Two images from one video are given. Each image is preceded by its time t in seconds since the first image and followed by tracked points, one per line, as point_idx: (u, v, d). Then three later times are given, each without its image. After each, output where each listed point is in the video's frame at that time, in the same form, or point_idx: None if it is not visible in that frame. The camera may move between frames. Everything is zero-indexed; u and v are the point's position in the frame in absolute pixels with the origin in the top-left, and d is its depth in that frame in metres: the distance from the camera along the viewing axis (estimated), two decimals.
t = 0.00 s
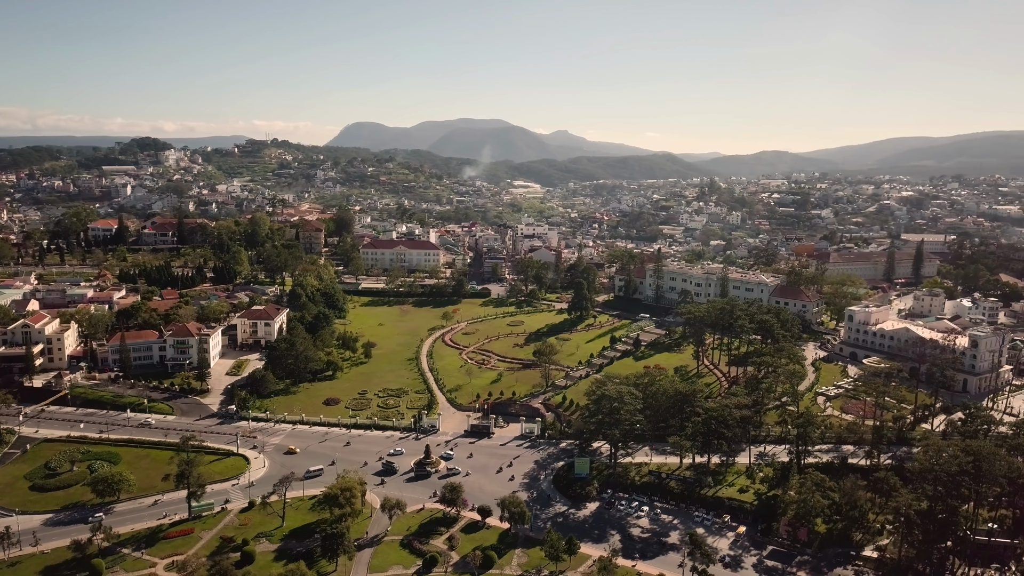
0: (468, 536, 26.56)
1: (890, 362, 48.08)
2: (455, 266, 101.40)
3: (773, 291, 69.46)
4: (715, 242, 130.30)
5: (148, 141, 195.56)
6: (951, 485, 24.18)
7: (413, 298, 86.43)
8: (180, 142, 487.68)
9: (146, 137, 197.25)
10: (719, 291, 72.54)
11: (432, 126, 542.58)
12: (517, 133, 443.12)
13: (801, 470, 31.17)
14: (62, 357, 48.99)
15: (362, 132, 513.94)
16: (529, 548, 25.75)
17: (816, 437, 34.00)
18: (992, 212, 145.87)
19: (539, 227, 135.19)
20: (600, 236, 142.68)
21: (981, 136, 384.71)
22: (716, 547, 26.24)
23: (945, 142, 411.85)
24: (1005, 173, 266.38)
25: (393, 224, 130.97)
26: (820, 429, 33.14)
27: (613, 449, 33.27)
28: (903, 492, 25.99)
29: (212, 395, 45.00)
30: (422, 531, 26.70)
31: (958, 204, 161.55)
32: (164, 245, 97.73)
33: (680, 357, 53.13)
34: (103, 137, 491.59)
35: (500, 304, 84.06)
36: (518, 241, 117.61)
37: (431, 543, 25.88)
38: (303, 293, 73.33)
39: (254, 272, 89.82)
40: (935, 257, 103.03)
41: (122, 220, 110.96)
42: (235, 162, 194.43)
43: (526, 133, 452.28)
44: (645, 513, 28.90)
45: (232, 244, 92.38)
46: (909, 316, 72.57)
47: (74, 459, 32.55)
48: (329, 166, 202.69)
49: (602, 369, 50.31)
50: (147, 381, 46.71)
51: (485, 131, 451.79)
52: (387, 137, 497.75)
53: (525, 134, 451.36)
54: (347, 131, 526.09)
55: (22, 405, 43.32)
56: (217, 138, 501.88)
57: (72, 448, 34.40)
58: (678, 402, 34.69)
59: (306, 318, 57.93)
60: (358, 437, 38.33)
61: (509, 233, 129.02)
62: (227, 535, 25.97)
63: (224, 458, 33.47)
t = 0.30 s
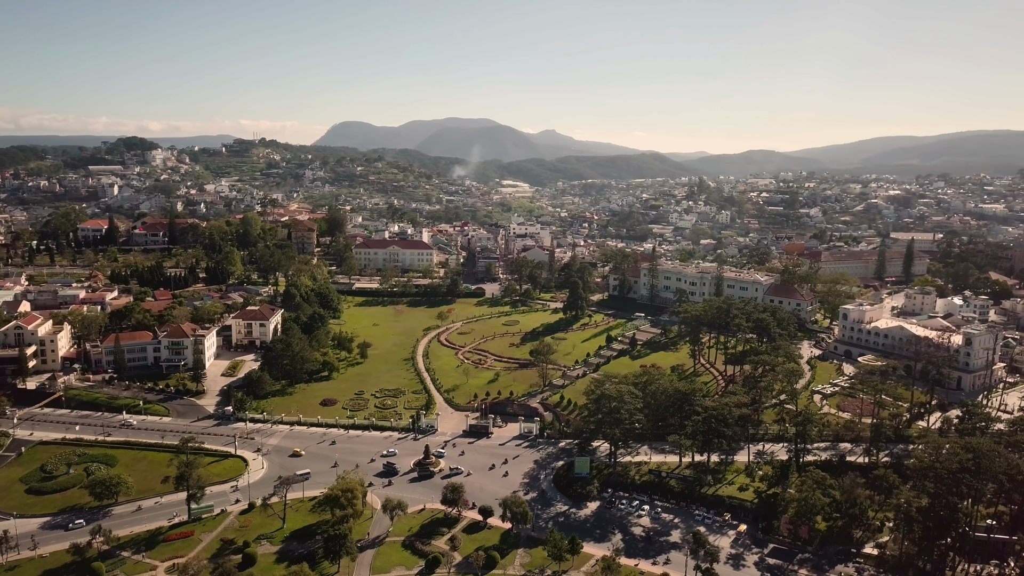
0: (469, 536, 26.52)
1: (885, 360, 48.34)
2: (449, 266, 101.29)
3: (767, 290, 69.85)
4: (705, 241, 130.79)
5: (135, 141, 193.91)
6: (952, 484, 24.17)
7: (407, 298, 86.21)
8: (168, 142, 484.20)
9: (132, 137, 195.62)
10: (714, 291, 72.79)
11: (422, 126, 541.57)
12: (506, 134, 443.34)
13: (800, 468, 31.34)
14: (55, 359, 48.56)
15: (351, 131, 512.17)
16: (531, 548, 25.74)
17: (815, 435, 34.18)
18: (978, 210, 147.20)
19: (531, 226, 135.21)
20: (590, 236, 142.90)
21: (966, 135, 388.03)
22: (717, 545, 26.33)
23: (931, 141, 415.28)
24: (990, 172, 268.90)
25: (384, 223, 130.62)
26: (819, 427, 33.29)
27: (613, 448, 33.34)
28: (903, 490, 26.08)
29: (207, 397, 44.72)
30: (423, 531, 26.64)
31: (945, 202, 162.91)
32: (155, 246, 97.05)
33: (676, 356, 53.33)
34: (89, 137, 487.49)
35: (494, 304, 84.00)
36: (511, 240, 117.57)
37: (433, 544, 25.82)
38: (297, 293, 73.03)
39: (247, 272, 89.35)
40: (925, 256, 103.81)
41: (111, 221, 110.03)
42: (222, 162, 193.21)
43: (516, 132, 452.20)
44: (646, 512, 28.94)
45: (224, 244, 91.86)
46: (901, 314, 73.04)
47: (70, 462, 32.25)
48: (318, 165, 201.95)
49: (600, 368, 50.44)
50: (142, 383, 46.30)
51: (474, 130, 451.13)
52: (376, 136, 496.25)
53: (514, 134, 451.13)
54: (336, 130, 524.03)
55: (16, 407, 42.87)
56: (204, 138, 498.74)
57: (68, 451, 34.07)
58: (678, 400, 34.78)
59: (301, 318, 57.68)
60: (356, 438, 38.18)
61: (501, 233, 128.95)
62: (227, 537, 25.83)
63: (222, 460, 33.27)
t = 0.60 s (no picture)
0: (470, 536, 26.48)
1: (880, 357, 48.65)
2: (441, 266, 101.10)
3: (761, 288, 70.30)
4: (694, 240, 131.18)
5: (120, 141, 191.91)
6: (951, 481, 24.21)
7: (401, 297, 85.97)
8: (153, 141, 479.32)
9: (118, 136, 193.70)
10: (708, 289, 73.03)
11: (411, 125, 540.04)
12: (494, 133, 443.25)
13: (798, 465, 31.51)
14: (47, 360, 48.08)
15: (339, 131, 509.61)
16: (532, 548, 25.71)
17: (812, 433, 34.35)
18: (963, 208, 148.53)
19: (521, 226, 135.13)
20: (580, 235, 142.98)
21: (950, 134, 391.52)
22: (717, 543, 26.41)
23: (916, 140, 418.41)
24: (973, 170, 271.40)
25: (375, 223, 130.16)
26: (817, 425, 33.44)
27: (612, 447, 33.39)
28: (902, 487, 26.20)
29: (202, 398, 44.40)
30: (424, 532, 26.58)
31: (930, 201, 164.34)
32: (144, 246, 96.22)
33: (671, 355, 53.55)
34: (73, 135, 482.60)
35: (488, 304, 83.91)
36: (502, 240, 117.48)
37: (434, 544, 25.76)
38: (290, 293, 72.66)
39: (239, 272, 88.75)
40: (913, 254, 104.60)
41: (99, 220, 108.92)
42: (208, 161, 191.67)
43: (503, 131, 451.61)
44: (646, 511, 28.98)
45: (215, 244, 91.18)
46: (891, 312, 73.50)
47: (66, 465, 31.94)
48: (305, 164, 200.91)
49: (596, 367, 50.54)
50: (136, 385, 45.83)
51: (462, 129, 450.12)
52: (365, 136, 494.31)
53: (502, 134, 450.68)
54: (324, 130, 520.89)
55: (8, 410, 42.38)
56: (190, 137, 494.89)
57: (62, 453, 33.74)
58: (676, 399, 34.88)
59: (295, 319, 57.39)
60: (353, 439, 38.04)
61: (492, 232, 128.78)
62: (227, 539, 25.67)
63: (219, 462, 33.04)
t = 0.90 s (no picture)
0: (472, 537, 26.43)
1: (874, 355, 48.99)
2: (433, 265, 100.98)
3: (754, 287, 70.77)
4: (684, 239, 131.72)
5: (106, 140, 190.02)
6: (950, 476, 24.16)
7: (394, 297, 85.75)
8: (139, 140, 475.37)
9: (103, 136, 191.80)
10: (702, 288, 73.35)
11: (400, 125, 538.59)
12: (482, 133, 443.27)
13: (796, 463, 31.70)
14: (39, 362, 47.65)
15: (327, 130, 507.57)
16: (534, 548, 25.71)
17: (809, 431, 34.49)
18: (949, 207, 149.96)
19: (512, 225, 135.07)
20: (569, 234, 143.25)
21: (935, 133, 395.05)
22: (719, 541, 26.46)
23: (900, 139, 422.24)
24: (957, 169, 273.72)
25: (366, 223, 129.76)
26: (815, 424, 33.59)
27: (611, 446, 33.47)
28: (902, 484, 26.26)
29: (198, 399, 44.09)
30: (425, 532, 26.53)
31: (916, 199, 165.83)
32: (134, 246, 95.45)
33: (667, 354, 53.72)
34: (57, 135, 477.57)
35: (482, 303, 83.88)
36: (494, 239, 117.41)
37: (436, 544, 25.73)
38: (284, 293, 72.31)
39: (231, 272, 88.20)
40: (902, 252, 105.49)
41: (87, 221, 107.89)
42: (194, 161, 190.35)
43: (491, 130, 451.43)
44: (646, 510, 29.05)
45: (206, 244, 90.61)
46: (882, 310, 74.01)
47: (61, 468, 31.65)
48: (292, 164, 199.87)
49: (592, 367, 50.65)
50: (130, 386, 45.43)
51: (451, 128, 449.30)
52: (354, 135, 492.29)
53: (490, 134, 450.32)
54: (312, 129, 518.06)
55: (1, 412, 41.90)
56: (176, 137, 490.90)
57: (57, 456, 33.43)
58: (675, 398, 34.96)
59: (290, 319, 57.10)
60: (350, 439, 37.92)
61: (484, 231, 128.68)
62: (227, 542, 25.51)
63: (216, 463, 32.83)
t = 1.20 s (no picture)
0: (473, 537, 26.42)
1: (869, 353, 49.26)
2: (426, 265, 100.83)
3: (747, 286, 71.18)
4: (673, 238, 132.12)
5: (91, 139, 188.11)
6: (951, 473, 24.21)
7: (387, 297, 85.51)
8: (124, 140, 471.16)
9: (89, 135, 189.87)
10: (696, 287, 73.63)
11: (388, 124, 536.96)
12: (472, 133, 442.91)
13: (794, 461, 31.86)
14: (31, 364, 47.16)
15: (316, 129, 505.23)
16: (536, 547, 25.72)
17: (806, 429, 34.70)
18: (934, 205, 151.40)
19: (503, 224, 135.01)
20: (559, 233, 143.45)
21: (919, 132, 398.80)
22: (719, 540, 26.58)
23: (886, 138, 425.76)
24: (942, 168, 276.18)
25: (357, 222, 129.31)
26: (813, 422, 33.79)
27: (610, 445, 33.51)
28: (901, 480, 26.38)
29: (193, 400, 43.83)
30: (427, 533, 26.49)
31: (902, 198, 167.32)
32: (124, 247, 94.63)
33: (663, 352, 53.88)
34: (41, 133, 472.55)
35: (475, 303, 83.86)
36: (486, 238, 117.33)
37: (437, 545, 25.69)
38: (277, 294, 71.91)
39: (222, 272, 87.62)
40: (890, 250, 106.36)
41: (74, 221, 106.79)
42: (180, 160, 188.90)
43: (479, 130, 451.05)
44: (646, 508, 29.14)
45: (197, 244, 89.97)
46: (873, 308, 74.57)
47: (57, 471, 31.38)
48: (279, 163, 198.80)
49: (588, 366, 50.77)
50: (123, 388, 45.02)
51: (440, 127, 448.40)
52: (343, 134, 490.41)
53: (478, 134, 449.80)
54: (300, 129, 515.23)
55: None
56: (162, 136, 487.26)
57: (52, 459, 33.13)
58: (673, 397, 35.05)
59: (284, 319, 56.81)
60: (348, 440, 37.79)
61: (476, 230, 128.49)
62: (227, 544, 25.38)
63: (214, 465, 32.64)
